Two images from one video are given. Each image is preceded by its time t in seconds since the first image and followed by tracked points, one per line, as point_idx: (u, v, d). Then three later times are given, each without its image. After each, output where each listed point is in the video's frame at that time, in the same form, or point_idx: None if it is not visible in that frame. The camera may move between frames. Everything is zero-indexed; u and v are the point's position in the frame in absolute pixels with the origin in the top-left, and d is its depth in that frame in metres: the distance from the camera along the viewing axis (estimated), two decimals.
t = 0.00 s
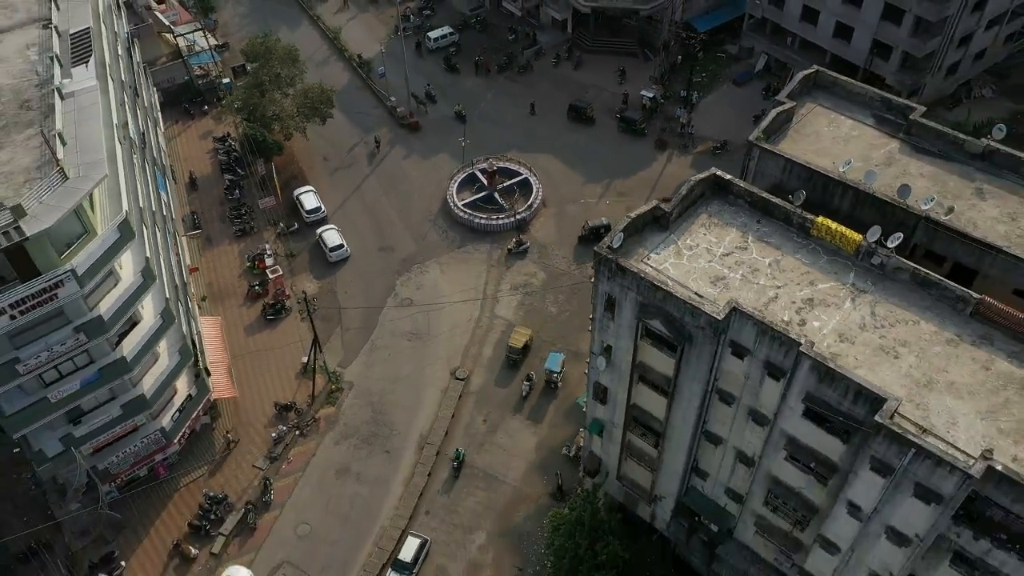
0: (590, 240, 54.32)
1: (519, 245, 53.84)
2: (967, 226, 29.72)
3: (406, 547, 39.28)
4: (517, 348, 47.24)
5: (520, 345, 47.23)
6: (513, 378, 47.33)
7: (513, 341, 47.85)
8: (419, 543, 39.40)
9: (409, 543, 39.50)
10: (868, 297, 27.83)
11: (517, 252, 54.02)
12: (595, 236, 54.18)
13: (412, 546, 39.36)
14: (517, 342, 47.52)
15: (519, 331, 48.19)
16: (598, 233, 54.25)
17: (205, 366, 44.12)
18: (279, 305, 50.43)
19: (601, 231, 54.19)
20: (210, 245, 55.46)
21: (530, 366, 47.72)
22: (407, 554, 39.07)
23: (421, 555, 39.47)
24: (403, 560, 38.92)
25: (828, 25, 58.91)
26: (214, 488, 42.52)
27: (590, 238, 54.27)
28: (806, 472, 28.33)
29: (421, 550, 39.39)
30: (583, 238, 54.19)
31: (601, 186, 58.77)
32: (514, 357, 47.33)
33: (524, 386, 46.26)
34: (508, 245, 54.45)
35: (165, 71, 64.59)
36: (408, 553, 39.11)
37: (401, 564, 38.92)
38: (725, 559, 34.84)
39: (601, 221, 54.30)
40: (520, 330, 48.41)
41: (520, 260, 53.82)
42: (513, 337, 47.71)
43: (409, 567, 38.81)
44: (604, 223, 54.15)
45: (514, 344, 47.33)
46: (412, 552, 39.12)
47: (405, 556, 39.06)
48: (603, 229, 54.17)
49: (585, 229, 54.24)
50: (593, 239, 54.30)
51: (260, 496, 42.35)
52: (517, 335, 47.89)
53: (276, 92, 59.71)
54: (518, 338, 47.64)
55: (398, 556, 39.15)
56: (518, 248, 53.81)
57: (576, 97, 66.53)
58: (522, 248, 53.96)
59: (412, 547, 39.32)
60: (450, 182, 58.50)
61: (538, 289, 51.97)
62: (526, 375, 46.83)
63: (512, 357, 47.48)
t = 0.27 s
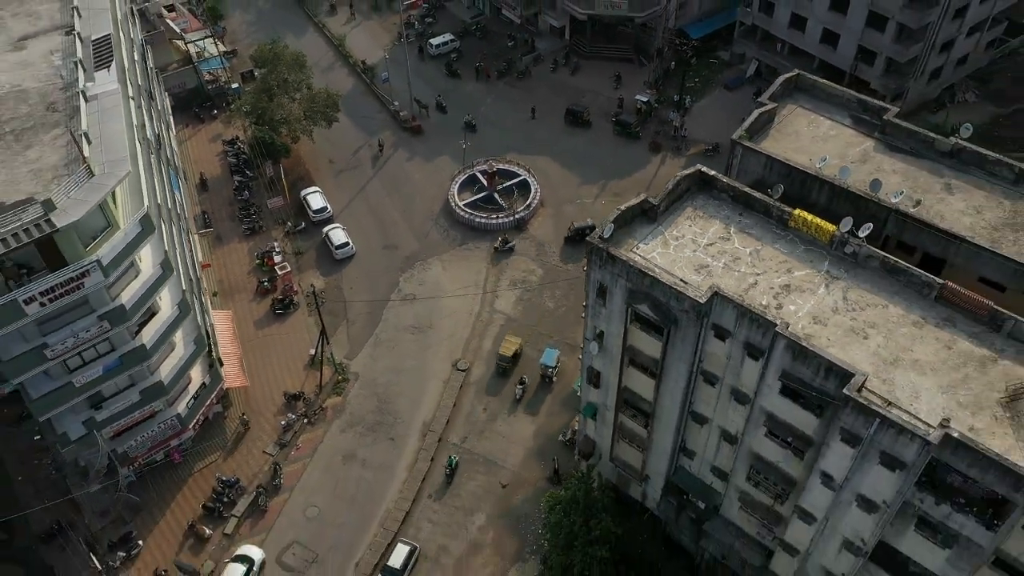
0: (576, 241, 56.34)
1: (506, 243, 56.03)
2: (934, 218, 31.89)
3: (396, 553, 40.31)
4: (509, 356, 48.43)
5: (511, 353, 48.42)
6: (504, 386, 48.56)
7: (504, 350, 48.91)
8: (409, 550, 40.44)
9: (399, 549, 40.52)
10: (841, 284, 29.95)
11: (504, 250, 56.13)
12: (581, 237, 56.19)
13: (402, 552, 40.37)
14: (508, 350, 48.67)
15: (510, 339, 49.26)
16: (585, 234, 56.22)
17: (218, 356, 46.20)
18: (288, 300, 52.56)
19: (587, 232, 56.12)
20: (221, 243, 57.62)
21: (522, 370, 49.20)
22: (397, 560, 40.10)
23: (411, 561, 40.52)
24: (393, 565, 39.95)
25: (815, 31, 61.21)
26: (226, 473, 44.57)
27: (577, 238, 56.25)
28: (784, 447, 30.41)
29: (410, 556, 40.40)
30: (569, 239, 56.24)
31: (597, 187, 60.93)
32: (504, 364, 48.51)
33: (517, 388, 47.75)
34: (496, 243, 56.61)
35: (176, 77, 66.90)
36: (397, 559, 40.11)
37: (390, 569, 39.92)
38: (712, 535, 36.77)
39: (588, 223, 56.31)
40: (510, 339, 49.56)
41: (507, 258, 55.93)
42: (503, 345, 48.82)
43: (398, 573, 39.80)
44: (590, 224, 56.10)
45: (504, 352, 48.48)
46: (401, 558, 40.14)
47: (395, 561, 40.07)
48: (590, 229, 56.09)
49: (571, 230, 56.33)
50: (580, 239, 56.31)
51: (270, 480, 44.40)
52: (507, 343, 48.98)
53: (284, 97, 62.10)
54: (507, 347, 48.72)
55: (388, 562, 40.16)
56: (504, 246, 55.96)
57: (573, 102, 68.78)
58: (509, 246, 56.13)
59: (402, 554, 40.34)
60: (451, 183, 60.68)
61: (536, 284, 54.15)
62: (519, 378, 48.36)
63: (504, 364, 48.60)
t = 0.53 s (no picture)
0: (563, 244, 58.49)
1: (493, 243, 58.38)
2: (905, 213, 34.12)
3: (386, 560, 41.46)
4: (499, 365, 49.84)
5: (500, 363, 49.77)
6: (494, 395, 49.84)
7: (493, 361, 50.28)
8: (398, 557, 41.59)
9: (389, 556, 41.67)
10: (816, 274, 32.14)
11: (491, 250, 58.47)
12: (568, 240, 58.37)
13: (391, 560, 41.52)
14: (497, 361, 50.07)
15: (499, 350, 50.71)
16: (571, 237, 58.41)
17: (229, 349, 48.34)
18: (295, 298, 54.76)
19: (572, 236, 58.31)
20: (230, 244, 59.84)
21: (518, 369, 51.08)
22: (386, 566, 41.25)
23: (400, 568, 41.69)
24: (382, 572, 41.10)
25: (802, 41, 63.61)
26: (237, 461, 46.66)
27: (564, 241, 58.44)
28: (765, 426, 32.53)
29: (400, 563, 41.57)
30: (556, 242, 58.40)
31: (593, 190, 63.18)
32: (494, 374, 49.86)
33: (510, 397, 49.23)
34: (484, 243, 58.98)
35: (187, 85, 69.37)
36: (386, 566, 41.25)
37: None
38: (700, 515, 38.71)
39: (573, 226, 58.38)
40: (500, 350, 50.98)
41: (494, 258, 58.23)
42: (493, 356, 50.25)
43: None
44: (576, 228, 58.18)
45: (494, 362, 49.88)
46: (390, 566, 41.30)
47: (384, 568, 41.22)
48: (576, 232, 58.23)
49: (558, 233, 58.50)
50: (566, 243, 58.51)
51: (280, 468, 46.46)
52: (497, 354, 50.42)
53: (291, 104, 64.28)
54: (497, 358, 50.11)
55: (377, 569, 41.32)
56: (491, 246, 58.31)
57: (570, 109, 71.16)
58: (496, 246, 58.47)
59: (391, 561, 41.49)
60: (452, 187, 62.95)
61: (535, 282, 56.35)
62: (512, 386, 49.79)
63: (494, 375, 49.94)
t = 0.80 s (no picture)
0: (552, 246, 60.32)
1: (483, 242, 60.58)
2: (882, 210, 35.99)
3: (377, 568, 42.23)
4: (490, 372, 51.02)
5: (492, 371, 50.94)
6: (494, 388, 51.63)
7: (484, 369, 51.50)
8: (389, 564, 42.33)
9: (380, 563, 42.41)
10: (798, 267, 34.00)
11: (481, 248, 60.66)
12: (557, 242, 60.20)
13: (382, 567, 42.27)
14: (488, 369, 51.21)
15: (490, 358, 51.96)
16: (560, 239, 60.28)
17: (238, 345, 50.14)
18: (301, 296, 56.58)
19: (561, 238, 60.18)
20: (238, 245, 61.72)
21: (516, 365, 52.82)
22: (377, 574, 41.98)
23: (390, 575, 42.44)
24: None
25: (792, 48, 65.65)
26: (246, 451, 48.40)
27: (552, 244, 60.30)
28: (750, 411, 34.31)
29: (391, 570, 42.32)
30: (546, 244, 60.27)
31: (590, 193, 65.08)
32: (486, 382, 51.00)
33: (503, 405, 50.30)
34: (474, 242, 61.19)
35: (196, 91, 71.40)
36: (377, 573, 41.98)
37: None
38: (690, 501, 40.25)
39: (563, 229, 60.27)
40: (491, 358, 52.18)
41: (483, 256, 60.36)
42: (484, 364, 51.48)
43: None
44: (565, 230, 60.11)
45: (485, 370, 51.03)
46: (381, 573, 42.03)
47: None
48: (564, 234, 60.14)
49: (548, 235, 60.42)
50: (555, 245, 60.35)
51: (287, 458, 48.18)
52: (487, 362, 51.66)
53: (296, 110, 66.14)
54: (488, 366, 51.31)
55: None
56: (481, 245, 60.51)
57: (567, 115, 73.16)
58: (486, 245, 60.66)
59: (382, 568, 42.23)
60: (453, 190, 64.86)
61: (533, 281, 58.23)
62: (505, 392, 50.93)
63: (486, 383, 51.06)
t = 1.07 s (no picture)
0: (540, 249, 62.43)
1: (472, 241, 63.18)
2: (857, 208, 38.31)
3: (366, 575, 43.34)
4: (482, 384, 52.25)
5: (482, 381, 52.15)
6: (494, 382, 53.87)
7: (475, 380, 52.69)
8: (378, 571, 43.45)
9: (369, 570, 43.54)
10: (778, 260, 36.30)
11: (470, 247, 63.35)
12: (544, 245, 62.27)
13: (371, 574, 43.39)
14: (479, 379, 52.41)
15: (480, 369, 53.13)
16: (547, 242, 62.32)
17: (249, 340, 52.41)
18: (308, 295, 58.87)
19: (548, 240, 62.23)
20: (247, 246, 64.06)
21: (513, 362, 55.03)
22: None
23: None
24: None
25: (781, 58, 68.18)
26: (256, 441, 50.58)
27: (540, 247, 62.37)
28: (734, 396, 36.54)
29: None
30: (533, 247, 62.39)
31: (586, 197, 67.45)
32: (477, 392, 52.27)
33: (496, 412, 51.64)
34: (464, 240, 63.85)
35: (205, 100, 73.93)
36: None
37: None
38: (680, 485, 42.75)
39: (550, 233, 62.33)
40: (481, 369, 53.35)
41: (473, 254, 63.01)
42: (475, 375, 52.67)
43: None
44: (552, 234, 62.22)
45: (476, 381, 52.26)
46: None
47: None
48: (551, 238, 62.18)
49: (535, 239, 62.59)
50: (543, 248, 62.48)
51: (295, 448, 50.35)
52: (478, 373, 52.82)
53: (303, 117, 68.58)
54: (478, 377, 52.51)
55: None
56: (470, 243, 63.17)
57: (565, 122, 75.67)
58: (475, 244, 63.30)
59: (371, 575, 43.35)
60: (454, 194, 67.24)
61: (531, 281, 60.54)
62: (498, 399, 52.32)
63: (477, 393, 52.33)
